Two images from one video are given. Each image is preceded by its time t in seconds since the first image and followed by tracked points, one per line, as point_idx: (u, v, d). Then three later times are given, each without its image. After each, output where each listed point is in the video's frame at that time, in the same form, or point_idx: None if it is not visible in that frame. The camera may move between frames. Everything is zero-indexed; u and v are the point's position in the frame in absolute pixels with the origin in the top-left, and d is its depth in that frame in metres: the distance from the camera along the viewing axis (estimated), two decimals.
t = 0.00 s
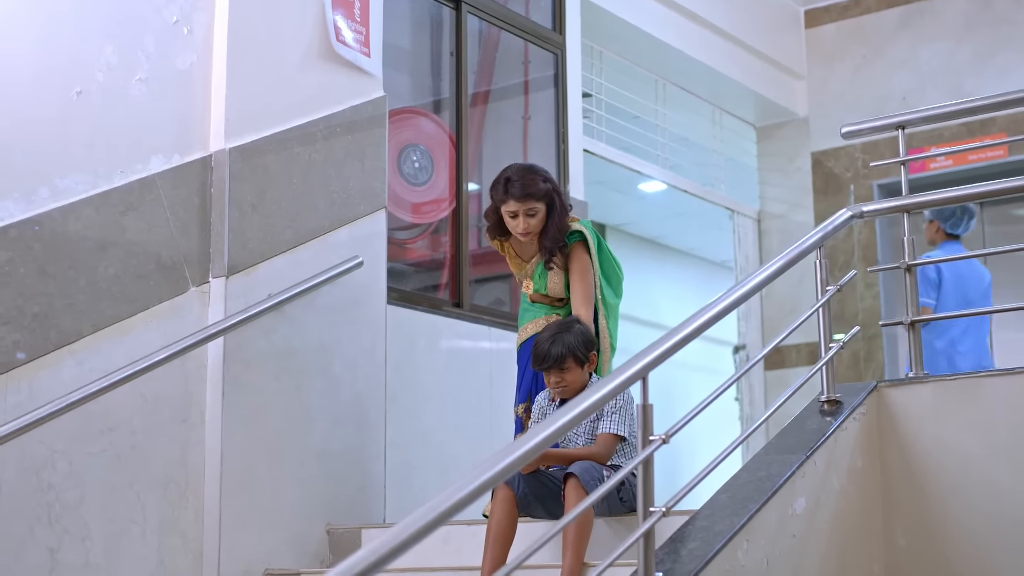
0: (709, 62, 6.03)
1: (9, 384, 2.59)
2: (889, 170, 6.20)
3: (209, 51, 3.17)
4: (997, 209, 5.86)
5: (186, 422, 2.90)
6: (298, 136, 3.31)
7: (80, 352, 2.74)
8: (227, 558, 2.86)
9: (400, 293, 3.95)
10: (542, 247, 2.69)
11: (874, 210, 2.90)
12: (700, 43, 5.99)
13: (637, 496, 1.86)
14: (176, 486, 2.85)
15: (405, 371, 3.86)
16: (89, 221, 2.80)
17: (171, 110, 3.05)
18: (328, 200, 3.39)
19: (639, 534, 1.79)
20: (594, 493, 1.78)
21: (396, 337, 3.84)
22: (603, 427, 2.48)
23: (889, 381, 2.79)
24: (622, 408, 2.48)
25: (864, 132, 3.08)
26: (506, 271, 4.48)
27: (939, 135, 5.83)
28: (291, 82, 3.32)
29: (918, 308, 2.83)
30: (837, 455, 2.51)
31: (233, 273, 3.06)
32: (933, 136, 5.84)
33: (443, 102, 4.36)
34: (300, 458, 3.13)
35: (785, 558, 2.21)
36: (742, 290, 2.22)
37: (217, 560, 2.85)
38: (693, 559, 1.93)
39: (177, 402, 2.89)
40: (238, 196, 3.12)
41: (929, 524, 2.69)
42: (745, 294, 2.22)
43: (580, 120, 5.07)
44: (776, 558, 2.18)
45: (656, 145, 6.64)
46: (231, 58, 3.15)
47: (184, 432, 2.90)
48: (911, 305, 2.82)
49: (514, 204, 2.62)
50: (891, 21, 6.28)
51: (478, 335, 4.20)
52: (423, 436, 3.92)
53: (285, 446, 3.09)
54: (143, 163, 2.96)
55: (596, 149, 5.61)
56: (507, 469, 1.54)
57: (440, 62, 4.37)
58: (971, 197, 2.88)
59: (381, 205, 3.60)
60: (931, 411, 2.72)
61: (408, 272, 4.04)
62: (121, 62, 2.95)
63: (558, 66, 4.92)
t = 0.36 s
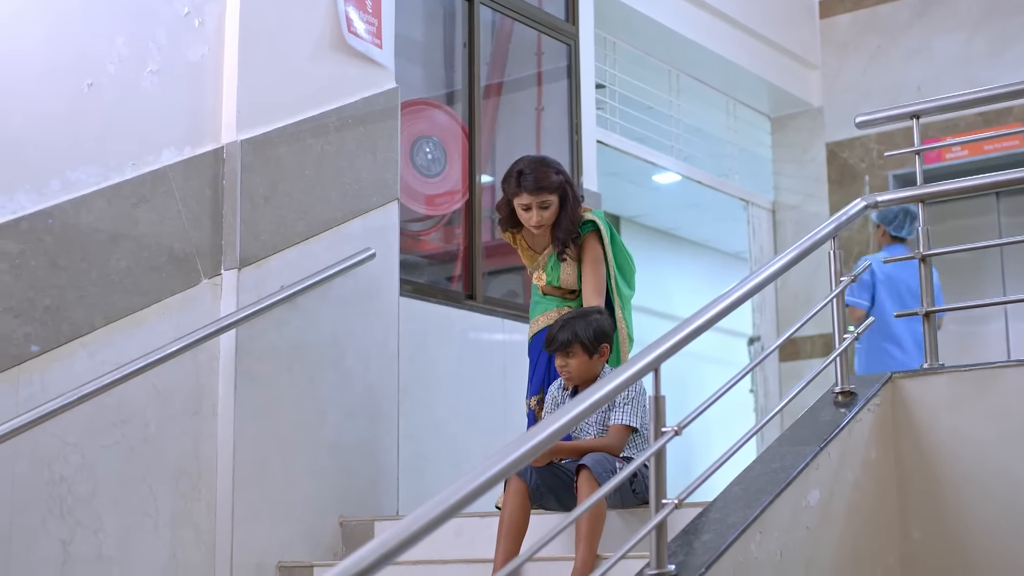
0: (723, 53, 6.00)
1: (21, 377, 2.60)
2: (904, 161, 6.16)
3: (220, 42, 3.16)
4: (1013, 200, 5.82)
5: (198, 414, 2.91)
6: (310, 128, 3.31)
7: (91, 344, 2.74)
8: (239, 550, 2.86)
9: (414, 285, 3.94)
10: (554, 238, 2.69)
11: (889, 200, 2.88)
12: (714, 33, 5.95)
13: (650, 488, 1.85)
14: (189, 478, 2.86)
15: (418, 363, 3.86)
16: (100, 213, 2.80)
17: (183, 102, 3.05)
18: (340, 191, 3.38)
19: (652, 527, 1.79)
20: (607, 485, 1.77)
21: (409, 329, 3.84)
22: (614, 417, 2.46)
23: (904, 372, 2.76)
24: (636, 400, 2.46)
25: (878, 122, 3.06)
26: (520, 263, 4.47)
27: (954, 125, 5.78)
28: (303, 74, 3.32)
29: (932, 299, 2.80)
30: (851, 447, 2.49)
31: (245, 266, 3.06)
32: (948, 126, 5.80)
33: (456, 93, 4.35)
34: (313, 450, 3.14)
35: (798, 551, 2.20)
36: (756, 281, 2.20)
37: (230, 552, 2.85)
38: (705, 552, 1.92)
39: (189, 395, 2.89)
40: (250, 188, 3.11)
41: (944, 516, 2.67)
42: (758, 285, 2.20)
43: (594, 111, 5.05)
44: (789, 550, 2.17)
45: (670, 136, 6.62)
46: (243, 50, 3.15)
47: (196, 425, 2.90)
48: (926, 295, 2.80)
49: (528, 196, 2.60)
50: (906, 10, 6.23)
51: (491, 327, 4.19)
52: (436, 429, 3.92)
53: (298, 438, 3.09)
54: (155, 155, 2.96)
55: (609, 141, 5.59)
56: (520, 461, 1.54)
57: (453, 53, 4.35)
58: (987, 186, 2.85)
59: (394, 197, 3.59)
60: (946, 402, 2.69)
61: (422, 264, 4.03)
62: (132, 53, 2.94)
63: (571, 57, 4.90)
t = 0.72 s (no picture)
0: (737, 42, 5.96)
1: (33, 368, 2.60)
2: (919, 150, 6.12)
3: (232, 33, 3.16)
4: None
5: (210, 405, 2.91)
6: (321, 118, 3.30)
7: (103, 336, 2.75)
8: (251, 541, 2.87)
9: (427, 276, 3.94)
10: (568, 220, 2.67)
11: (903, 188, 2.85)
12: (729, 22, 5.92)
13: (662, 479, 1.85)
14: (201, 470, 2.86)
15: (430, 355, 3.85)
16: (111, 204, 2.80)
17: (194, 92, 3.05)
18: (352, 182, 3.38)
19: (664, 518, 1.78)
20: (619, 476, 1.76)
21: (422, 320, 3.83)
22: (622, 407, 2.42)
23: (918, 362, 2.75)
24: (643, 388, 2.42)
25: (892, 111, 3.03)
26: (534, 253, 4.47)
27: (970, 114, 5.74)
28: (315, 65, 3.31)
29: (947, 289, 2.78)
30: (865, 437, 2.48)
31: (256, 257, 3.06)
32: (964, 115, 5.76)
33: (469, 83, 4.33)
34: (326, 442, 3.14)
35: (812, 543, 2.19)
36: (769, 271, 2.19)
37: (242, 543, 2.86)
38: (717, 544, 1.91)
39: (201, 386, 2.90)
40: (262, 179, 3.11)
41: (958, 507, 2.65)
42: (771, 275, 2.19)
43: (607, 101, 5.03)
44: (803, 542, 2.16)
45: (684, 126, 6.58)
46: (254, 41, 3.14)
47: (208, 416, 2.90)
48: (940, 286, 2.77)
49: (543, 178, 2.59)
50: None
51: (504, 318, 4.18)
52: (449, 420, 3.92)
53: (311, 429, 3.09)
54: (167, 147, 2.96)
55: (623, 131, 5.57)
56: (530, 453, 1.53)
57: (466, 43, 4.34)
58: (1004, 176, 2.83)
59: (406, 187, 3.58)
60: (961, 392, 2.67)
61: (435, 255, 4.03)
62: (144, 44, 2.94)
63: (584, 47, 4.88)
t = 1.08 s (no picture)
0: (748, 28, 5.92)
1: (42, 356, 2.61)
2: (931, 136, 6.08)
3: (240, 20, 3.15)
4: None
5: (220, 393, 2.92)
6: (330, 105, 3.29)
7: (112, 324, 2.75)
8: (261, 529, 2.88)
9: (437, 264, 3.93)
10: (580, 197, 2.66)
11: (915, 174, 2.83)
12: (740, 8, 5.88)
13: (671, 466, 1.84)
14: (211, 457, 2.87)
15: (440, 342, 3.85)
16: (120, 191, 2.80)
17: (203, 79, 3.04)
18: (361, 169, 3.37)
19: (673, 506, 1.77)
20: (628, 465, 1.76)
21: (431, 308, 3.83)
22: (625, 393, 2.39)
23: (930, 349, 2.73)
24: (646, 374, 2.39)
25: (904, 96, 3.01)
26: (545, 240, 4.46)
27: (982, 100, 5.69)
28: (324, 52, 3.30)
29: (959, 275, 2.76)
30: (876, 425, 2.47)
31: (266, 244, 3.06)
32: (976, 101, 5.72)
33: (479, 70, 4.31)
34: (336, 429, 3.14)
35: (822, 531, 2.18)
36: (780, 257, 2.18)
37: (251, 530, 2.87)
38: (727, 532, 1.90)
39: (210, 374, 2.90)
40: (271, 167, 3.11)
41: (969, 495, 2.64)
42: (782, 262, 2.18)
43: (618, 87, 5.01)
44: (813, 529, 2.15)
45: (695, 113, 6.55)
46: (263, 28, 3.13)
47: (217, 403, 2.91)
48: (952, 272, 2.76)
49: (556, 155, 2.57)
50: None
51: (514, 305, 4.17)
52: (459, 407, 3.91)
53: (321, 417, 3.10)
54: (175, 134, 2.96)
55: (633, 117, 5.54)
56: (538, 441, 1.53)
57: (476, 29, 4.32)
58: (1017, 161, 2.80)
59: (415, 174, 3.57)
60: (973, 380, 2.66)
61: (446, 243, 4.02)
62: (152, 31, 2.94)
63: (594, 33, 4.85)
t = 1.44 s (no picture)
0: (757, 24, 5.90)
1: (49, 352, 2.61)
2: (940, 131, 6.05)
3: (247, 16, 3.15)
4: None
5: (227, 389, 2.92)
6: (337, 101, 3.29)
7: (119, 320, 2.75)
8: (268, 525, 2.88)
9: (444, 260, 3.92)
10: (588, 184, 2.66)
11: (923, 169, 2.82)
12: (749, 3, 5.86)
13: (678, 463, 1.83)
14: (218, 453, 2.87)
15: (448, 338, 3.85)
16: (127, 187, 2.80)
17: (210, 76, 3.04)
18: (369, 165, 3.37)
19: (679, 502, 1.77)
20: (635, 461, 1.75)
21: (438, 304, 3.83)
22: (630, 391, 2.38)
23: (939, 346, 2.72)
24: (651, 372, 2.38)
25: (912, 91, 2.99)
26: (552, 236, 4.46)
27: (991, 95, 5.67)
28: (331, 48, 3.30)
29: (967, 270, 2.75)
30: (884, 421, 2.46)
31: (273, 240, 3.06)
32: (986, 96, 5.70)
33: (486, 65, 4.31)
34: (343, 426, 3.14)
35: (830, 528, 2.18)
36: (787, 252, 2.17)
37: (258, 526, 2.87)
38: (734, 529, 1.90)
39: (217, 370, 2.90)
40: (278, 163, 3.11)
41: (978, 491, 2.63)
42: (789, 257, 2.16)
43: (625, 83, 4.99)
44: (821, 526, 2.14)
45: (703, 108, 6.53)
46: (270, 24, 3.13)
47: (224, 399, 2.91)
48: (961, 268, 2.74)
49: (565, 139, 2.57)
50: None
51: (521, 301, 4.17)
52: (466, 404, 3.91)
53: (328, 413, 3.10)
54: (182, 130, 2.96)
55: (641, 113, 5.53)
56: (544, 438, 1.52)
57: (484, 25, 4.31)
58: None
59: (422, 170, 3.57)
60: (981, 376, 2.65)
61: (453, 239, 4.01)
62: (159, 27, 2.94)
63: (602, 28, 4.84)
